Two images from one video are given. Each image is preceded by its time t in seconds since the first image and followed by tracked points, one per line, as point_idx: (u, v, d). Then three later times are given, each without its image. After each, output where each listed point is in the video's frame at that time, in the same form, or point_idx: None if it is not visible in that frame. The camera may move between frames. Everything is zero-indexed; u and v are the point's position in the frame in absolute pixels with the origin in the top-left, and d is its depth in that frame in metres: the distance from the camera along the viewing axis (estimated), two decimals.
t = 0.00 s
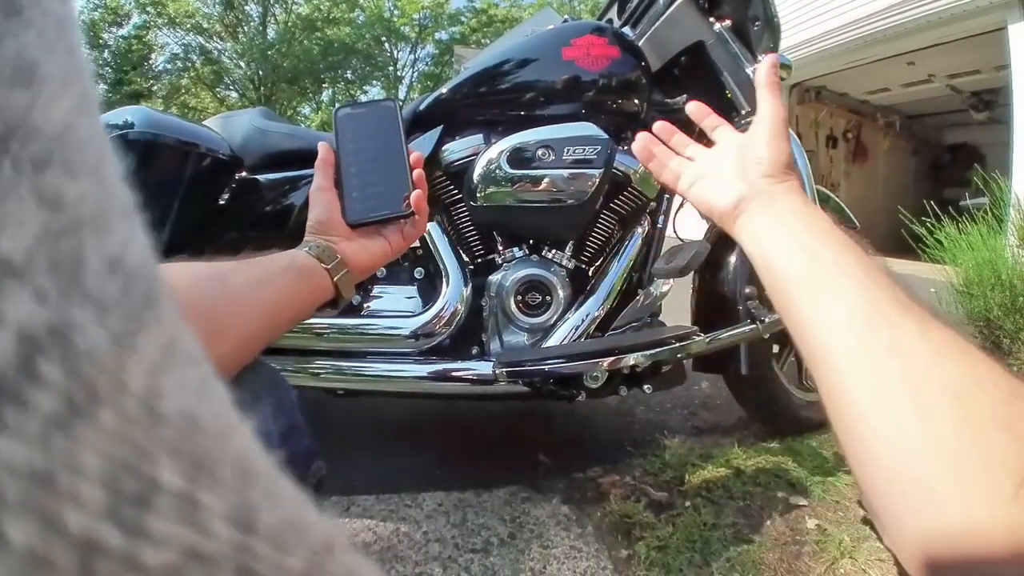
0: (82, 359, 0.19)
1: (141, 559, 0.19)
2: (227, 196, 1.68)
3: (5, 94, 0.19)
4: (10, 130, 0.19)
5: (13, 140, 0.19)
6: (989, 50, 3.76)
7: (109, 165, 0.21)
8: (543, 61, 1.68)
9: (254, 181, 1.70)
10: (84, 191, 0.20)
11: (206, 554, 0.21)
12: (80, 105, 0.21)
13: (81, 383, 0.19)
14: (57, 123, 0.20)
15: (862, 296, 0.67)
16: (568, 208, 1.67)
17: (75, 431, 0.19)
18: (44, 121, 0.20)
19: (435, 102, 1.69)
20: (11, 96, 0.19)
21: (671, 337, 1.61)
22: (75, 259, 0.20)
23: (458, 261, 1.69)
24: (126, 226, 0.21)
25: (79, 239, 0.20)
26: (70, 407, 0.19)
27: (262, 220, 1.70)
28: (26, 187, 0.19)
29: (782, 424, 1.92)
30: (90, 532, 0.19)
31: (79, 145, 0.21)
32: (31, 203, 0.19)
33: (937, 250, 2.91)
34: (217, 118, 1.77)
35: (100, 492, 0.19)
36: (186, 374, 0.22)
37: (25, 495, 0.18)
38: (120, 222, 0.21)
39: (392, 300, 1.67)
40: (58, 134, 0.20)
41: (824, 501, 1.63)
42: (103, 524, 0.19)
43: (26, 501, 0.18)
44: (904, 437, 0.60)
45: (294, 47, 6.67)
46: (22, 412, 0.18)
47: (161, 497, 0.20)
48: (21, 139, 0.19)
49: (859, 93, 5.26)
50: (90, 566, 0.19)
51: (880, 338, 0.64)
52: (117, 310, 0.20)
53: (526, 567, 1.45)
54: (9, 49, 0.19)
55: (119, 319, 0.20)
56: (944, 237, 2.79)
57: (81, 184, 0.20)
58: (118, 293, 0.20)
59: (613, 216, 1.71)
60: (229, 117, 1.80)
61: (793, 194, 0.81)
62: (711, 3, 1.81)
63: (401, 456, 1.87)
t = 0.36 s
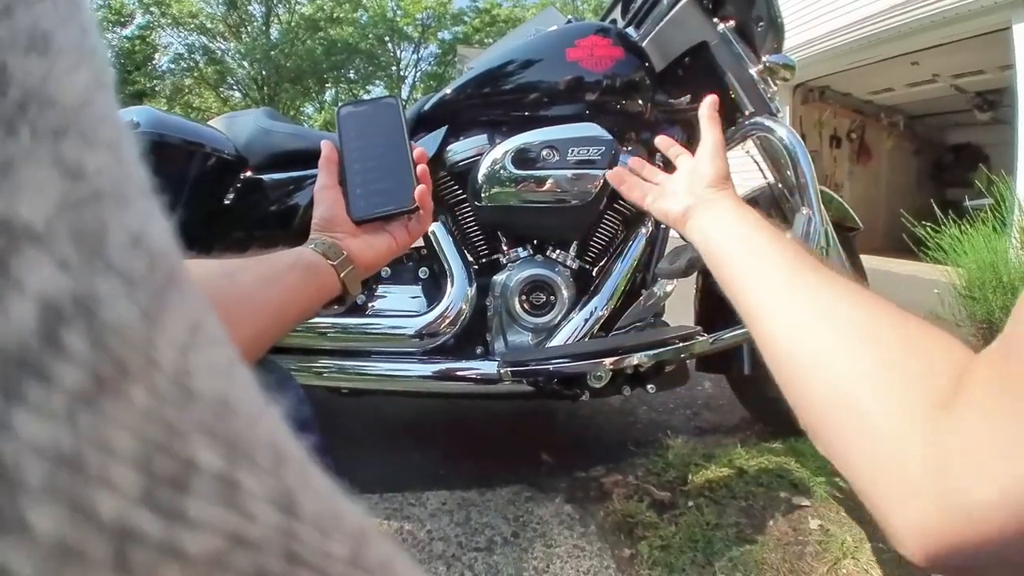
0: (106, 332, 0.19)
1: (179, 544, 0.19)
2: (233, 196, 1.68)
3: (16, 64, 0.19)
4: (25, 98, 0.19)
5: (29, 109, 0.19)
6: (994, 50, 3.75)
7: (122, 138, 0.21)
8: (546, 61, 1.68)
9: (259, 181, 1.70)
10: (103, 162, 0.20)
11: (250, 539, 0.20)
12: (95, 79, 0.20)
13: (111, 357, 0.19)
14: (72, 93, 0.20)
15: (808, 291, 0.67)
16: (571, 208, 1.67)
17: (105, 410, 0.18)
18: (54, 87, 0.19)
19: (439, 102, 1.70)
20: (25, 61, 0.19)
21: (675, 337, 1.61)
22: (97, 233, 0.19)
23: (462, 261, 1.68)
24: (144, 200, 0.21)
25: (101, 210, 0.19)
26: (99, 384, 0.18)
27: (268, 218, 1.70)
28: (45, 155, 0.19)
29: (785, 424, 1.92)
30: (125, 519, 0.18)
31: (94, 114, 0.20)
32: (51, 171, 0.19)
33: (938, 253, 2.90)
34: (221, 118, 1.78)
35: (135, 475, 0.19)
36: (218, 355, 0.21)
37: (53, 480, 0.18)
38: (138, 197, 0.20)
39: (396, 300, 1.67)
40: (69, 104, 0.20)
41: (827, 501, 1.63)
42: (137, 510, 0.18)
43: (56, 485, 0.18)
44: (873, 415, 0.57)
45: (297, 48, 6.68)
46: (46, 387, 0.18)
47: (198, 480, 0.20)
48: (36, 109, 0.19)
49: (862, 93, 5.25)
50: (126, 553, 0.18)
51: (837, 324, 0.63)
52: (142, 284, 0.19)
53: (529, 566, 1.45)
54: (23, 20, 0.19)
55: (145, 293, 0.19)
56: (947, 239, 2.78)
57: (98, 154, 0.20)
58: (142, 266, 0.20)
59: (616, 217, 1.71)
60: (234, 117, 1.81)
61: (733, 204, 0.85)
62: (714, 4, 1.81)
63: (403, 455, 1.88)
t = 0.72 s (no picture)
0: (154, 307, 0.19)
1: (239, 557, 0.20)
2: (236, 194, 1.68)
3: (62, 19, 0.18)
4: (69, 51, 0.18)
5: (72, 61, 0.18)
6: (1000, 49, 3.74)
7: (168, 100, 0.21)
8: (551, 60, 1.67)
9: (263, 180, 1.70)
10: (149, 126, 0.20)
11: (319, 547, 0.22)
12: (136, 41, 0.20)
13: (157, 336, 0.19)
14: (119, 53, 0.20)
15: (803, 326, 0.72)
16: (577, 206, 1.67)
17: (148, 392, 0.19)
18: (105, 55, 0.19)
19: (443, 100, 1.69)
20: (73, 17, 0.19)
21: (681, 336, 1.60)
22: (142, 202, 0.19)
23: (467, 260, 1.67)
24: (186, 173, 0.21)
25: (146, 179, 0.19)
26: (142, 362, 0.18)
27: (272, 217, 1.69)
28: (90, 112, 0.19)
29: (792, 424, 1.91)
30: (174, 529, 0.19)
31: (136, 75, 0.20)
32: (94, 140, 0.18)
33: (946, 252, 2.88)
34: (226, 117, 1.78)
35: (184, 475, 0.19)
36: (266, 332, 0.21)
37: (86, 482, 0.18)
38: (185, 171, 0.20)
39: (401, 299, 1.67)
40: (114, 62, 0.19)
41: (834, 502, 1.62)
42: (188, 517, 0.19)
43: (89, 490, 0.18)
44: (875, 439, 0.60)
45: (301, 48, 6.66)
46: (85, 366, 0.17)
47: (259, 480, 0.21)
48: (82, 64, 0.19)
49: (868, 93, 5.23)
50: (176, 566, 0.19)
51: (828, 360, 0.68)
52: (186, 256, 0.20)
53: (534, 567, 1.44)
54: None
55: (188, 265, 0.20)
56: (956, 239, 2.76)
57: (145, 118, 0.20)
58: (185, 238, 0.20)
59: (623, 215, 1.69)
60: (239, 116, 1.80)
61: (703, 252, 0.97)
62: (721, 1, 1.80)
63: (408, 454, 1.87)
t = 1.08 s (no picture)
0: (168, 311, 0.19)
1: (246, 545, 0.19)
2: (241, 195, 1.68)
3: (78, 27, 0.19)
4: (86, 59, 0.19)
5: (90, 69, 0.19)
6: (1006, 49, 3.73)
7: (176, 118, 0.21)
8: (556, 60, 1.67)
9: (268, 180, 1.70)
10: (162, 133, 0.21)
11: (318, 537, 0.20)
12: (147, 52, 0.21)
13: (170, 334, 0.19)
14: (132, 60, 0.20)
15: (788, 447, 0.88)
16: (581, 207, 1.66)
17: (162, 389, 0.18)
18: (119, 58, 0.20)
19: (448, 101, 1.69)
20: (85, 24, 0.19)
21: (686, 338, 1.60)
22: (157, 205, 0.19)
23: (472, 261, 1.67)
24: (192, 180, 0.21)
25: (160, 180, 0.20)
26: (155, 358, 0.18)
27: (277, 218, 1.69)
28: (103, 118, 0.19)
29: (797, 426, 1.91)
30: (185, 517, 0.18)
31: (145, 93, 0.20)
32: (104, 145, 0.19)
33: (950, 254, 2.87)
34: (230, 117, 1.78)
35: (193, 465, 0.18)
36: (271, 340, 0.21)
37: (102, 470, 0.17)
38: (195, 171, 0.21)
39: (405, 300, 1.66)
40: (122, 75, 0.20)
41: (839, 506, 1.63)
42: (200, 507, 0.18)
43: (105, 476, 0.17)
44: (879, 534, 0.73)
45: (305, 49, 6.68)
46: (97, 373, 0.17)
47: (264, 470, 0.20)
48: (96, 71, 0.19)
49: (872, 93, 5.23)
50: (186, 555, 0.18)
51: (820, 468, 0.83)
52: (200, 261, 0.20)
53: (538, 568, 1.44)
54: None
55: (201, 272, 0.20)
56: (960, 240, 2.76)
57: (160, 126, 0.21)
58: (191, 241, 0.20)
59: (628, 217, 1.72)
60: (244, 117, 1.81)
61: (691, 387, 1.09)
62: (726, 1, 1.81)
63: (412, 455, 1.87)
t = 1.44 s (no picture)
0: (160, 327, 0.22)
1: (224, 543, 0.22)
2: (245, 195, 1.69)
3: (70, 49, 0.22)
4: (75, 79, 0.22)
5: (79, 88, 0.22)
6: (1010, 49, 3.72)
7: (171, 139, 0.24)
8: (558, 60, 1.67)
9: (271, 179, 1.70)
10: (151, 146, 0.23)
11: (295, 536, 0.23)
12: (138, 70, 0.24)
13: (156, 343, 0.22)
14: (124, 75, 0.23)
15: None
16: (585, 206, 1.66)
17: (144, 398, 0.21)
18: (110, 79, 0.23)
19: (450, 102, 1.68)
20: (77, 43, 0.22)
21: (689, 338, 1.60)
22: (146, 213, 0.22)
23: (475, 260, 1.67)
24: (180, 194, 0.24)
25: (148, 189, 0.23)
26: (140, 367, 0.21)
27: (279, 217, 1.70)
28: (96, 132, 0.22)
29: (800, 426, 1.91)
30: (168, 517, 0.21)
31: (141, 118, 0.23)
32: (100, 170, 0.22)
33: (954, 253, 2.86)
34: (233, 117, 1.78)
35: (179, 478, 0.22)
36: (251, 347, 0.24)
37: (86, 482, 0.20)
38: (185, 185, 0.24)
39: (408, 299, 1.67)
40: (116, 103, 0.23)
41: (842, 507, 1.63)
42: (180, 509, 0.21)
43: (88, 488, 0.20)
44: None
45: (308, 49, 6.65)
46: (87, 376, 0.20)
47: (243, 472, 0.23)
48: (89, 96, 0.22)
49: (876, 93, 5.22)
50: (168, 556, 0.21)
51: None
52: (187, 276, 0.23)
53: (540, 568, 1.44)
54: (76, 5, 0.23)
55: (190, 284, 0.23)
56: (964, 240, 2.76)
57: (148, 140, 0.23)
58: (180, 253, 0.23)
59: (631, 216, 1.71)
60: (247, 116, 1.81)
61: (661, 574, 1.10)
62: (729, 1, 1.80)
63: (414, 454, 1.87)
